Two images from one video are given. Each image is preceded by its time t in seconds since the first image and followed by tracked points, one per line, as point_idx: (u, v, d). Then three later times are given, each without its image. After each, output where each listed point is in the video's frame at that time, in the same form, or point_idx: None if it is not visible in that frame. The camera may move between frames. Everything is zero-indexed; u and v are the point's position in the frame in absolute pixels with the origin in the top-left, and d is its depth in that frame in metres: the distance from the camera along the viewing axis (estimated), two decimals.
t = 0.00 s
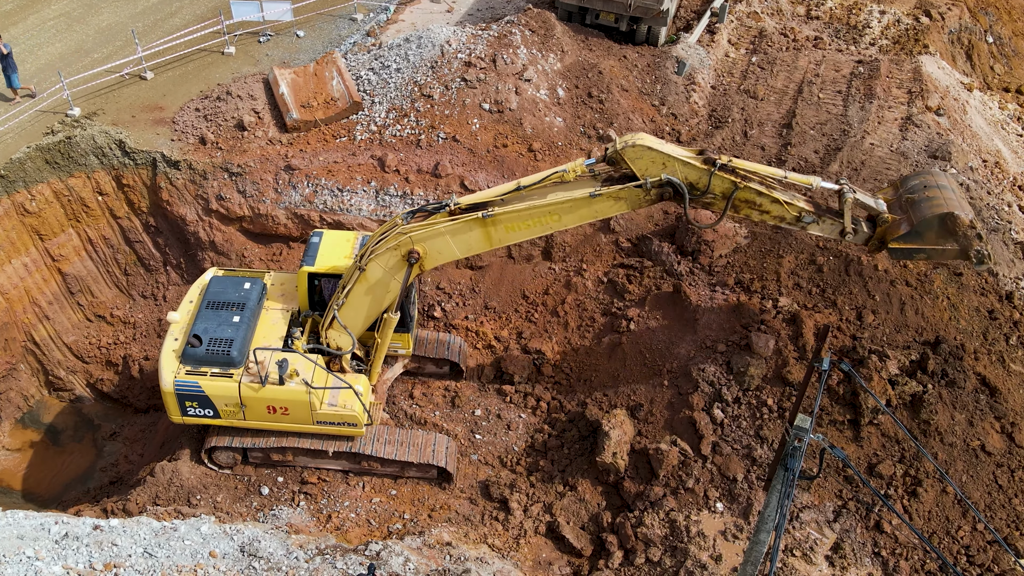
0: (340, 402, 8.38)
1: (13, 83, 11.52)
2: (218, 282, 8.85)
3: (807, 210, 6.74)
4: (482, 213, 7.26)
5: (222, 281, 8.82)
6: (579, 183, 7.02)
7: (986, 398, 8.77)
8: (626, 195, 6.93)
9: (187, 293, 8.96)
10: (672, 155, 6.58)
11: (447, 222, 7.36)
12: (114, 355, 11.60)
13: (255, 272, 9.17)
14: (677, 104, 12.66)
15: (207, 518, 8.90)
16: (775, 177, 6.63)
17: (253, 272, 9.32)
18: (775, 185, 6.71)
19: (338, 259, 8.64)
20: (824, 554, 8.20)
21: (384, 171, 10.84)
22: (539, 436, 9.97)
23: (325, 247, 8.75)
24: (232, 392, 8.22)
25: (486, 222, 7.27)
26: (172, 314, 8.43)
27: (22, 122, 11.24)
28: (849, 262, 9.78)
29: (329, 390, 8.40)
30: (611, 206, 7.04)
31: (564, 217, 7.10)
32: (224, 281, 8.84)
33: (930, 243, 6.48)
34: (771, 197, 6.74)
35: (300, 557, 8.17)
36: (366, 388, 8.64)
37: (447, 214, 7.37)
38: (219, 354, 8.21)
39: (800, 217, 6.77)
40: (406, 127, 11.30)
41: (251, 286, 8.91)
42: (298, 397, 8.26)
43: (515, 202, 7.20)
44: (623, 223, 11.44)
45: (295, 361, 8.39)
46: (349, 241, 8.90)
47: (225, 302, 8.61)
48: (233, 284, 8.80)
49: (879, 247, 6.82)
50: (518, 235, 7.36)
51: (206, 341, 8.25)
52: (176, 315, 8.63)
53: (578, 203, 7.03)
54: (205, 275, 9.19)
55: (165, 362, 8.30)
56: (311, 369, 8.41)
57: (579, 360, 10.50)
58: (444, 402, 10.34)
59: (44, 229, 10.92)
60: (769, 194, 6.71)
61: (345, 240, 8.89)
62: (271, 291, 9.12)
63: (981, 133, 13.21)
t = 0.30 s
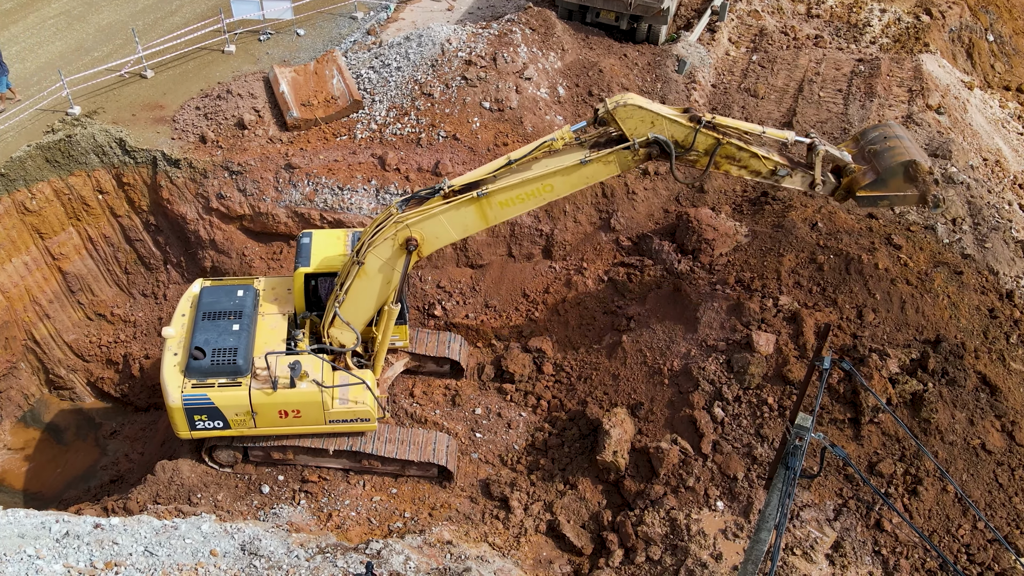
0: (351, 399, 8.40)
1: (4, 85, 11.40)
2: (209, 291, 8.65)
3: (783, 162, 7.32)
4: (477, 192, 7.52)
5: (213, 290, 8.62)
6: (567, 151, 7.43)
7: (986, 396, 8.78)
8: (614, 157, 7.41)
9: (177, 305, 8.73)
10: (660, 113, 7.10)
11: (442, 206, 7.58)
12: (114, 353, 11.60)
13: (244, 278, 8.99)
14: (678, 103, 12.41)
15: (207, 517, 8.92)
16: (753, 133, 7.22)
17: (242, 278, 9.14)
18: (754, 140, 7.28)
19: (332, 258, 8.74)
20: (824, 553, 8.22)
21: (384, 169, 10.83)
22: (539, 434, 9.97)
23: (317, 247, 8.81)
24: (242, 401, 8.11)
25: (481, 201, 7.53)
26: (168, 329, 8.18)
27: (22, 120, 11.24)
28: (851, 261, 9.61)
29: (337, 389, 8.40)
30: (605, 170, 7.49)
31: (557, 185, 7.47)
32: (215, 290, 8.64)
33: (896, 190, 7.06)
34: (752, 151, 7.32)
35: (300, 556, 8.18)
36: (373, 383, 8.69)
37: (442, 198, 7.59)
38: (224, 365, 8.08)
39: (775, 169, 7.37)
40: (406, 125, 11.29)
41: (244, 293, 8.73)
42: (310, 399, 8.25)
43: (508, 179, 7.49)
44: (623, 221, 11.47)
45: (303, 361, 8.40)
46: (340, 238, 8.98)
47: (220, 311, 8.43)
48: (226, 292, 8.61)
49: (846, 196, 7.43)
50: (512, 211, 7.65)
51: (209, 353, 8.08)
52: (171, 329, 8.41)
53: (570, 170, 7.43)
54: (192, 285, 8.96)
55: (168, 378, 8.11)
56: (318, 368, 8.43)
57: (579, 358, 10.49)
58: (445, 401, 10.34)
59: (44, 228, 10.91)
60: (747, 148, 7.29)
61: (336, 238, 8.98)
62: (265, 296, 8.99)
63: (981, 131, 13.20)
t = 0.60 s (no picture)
0: (363, 396, 8.37)
1: None
2: (202, 305, 8.50)
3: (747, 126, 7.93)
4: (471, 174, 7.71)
5: (206, 303, 8.48)
6: (554, 125, 7.72)
7: (986, 396, 8.77)
8: (600, 126, 7.73)
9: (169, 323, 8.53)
10: (644, 79, 7.60)
11: (438, 191, 7.72)
12: (114, 353, 11.59)
13: (234, 288, 8.87)
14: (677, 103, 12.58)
15: (208, 517, 8.94)
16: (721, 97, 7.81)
17: (231, 290, 9.01)
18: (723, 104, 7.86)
19: (326, 259, 8.77)
20: (824, 553, 8.21)
21: (384, 169, 10.83)
22: (539, 434, 9.97)
23: (308, 249, 8.80)
24: (255, 410, 7.98)
25: (476, 182, 7.72)
26: (167, 347, 7.97)
27: (22, 120, 11.24)
28: (851, 261, 9.61)
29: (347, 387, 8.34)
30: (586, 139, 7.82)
31: (548, 158, 7.74)
32: (208, 303, 8.49)
33: (849, 147, 7.83)
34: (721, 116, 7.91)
35: (300, 556, 8.18)
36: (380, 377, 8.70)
37: (437, 184, 7.72)
38: (232, 375, 7.94)
39: (743, 132, 7.96)
40: (406, 125, 11.28)
41: (238, 303, 8.60)
42: (323, 400, 8.17)
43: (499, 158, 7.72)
44: (623, 221, 11.19)
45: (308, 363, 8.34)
46: (329, 238, 8.99)
47: (218, 323, 8.29)
48: (220, 304, 8.48)
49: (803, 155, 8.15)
50: (505, 189, 7.87)
51: (214, 365, 7.92)
52: (168, 347, 8.21)
53: (558, 143, 7.72)
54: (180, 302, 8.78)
55: (176, 397, 7.91)
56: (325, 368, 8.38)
57: (580, 358, 10.47)
58: (445, 401, 10.33)
59: (44, 228, 10.91)
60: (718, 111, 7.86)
61: (325, 237, 9.00)
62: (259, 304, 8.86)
63: (981, 131, 13.21)
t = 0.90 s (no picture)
0: (374, 391, 8.41)
1: None
2: (197, 320, 8.35)
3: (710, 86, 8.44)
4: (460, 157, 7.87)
5: (202, 317, 8.34)
6: (535, 100, 7.98)
7: (987, 396, 8.78)
8: (579, 97, 8.08)
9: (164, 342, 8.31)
10: (619, 45, 7.98)
11: (430, 178, 7.83)
12: (114, 353, 11.57)
13: (225, 299, 8.74)
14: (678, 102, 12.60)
15: (208, 516, 8.98)
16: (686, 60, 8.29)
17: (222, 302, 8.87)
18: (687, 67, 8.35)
19: (319, 259, 8.47)
20: (825, 552, 8.22)
21: (385, 169, 10.83)
22: (540, 433, 9.97)
23: (300, 251, 8.51)
24: (272, 417, 7.85)
25: (466, 165, 7.90)
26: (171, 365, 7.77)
27: (23, 119, 11.24)
28: (851, 261, 9.62)
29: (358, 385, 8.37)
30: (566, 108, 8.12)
31: (533, 133, 8.02)
32: (204, 317, 8.36)
33: (803, 102, 8.41)
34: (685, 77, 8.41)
35: (301, 555, 8.18)
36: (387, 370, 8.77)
37: (428, 171, 7.81)
38: (245, 385, 7.80)
39: (707, 93, 8.46)
40: (407, 125, 11.26)
41: (234, 314, 8.48)
42: (339, 400, 8.14)
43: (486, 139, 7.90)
44: (625, 221, 11.23)
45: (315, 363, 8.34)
46: (320, 238, 8.72)
47: (218, 336, 8.15)
48: (216, 316, 8.37)
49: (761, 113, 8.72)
50: (494, 168, 8.08)
51: (224, 377, 7.77)
52: (170, 366, 7.99)
53: (542, 117, 8.01)
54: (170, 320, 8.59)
55: (189, 414, 7.68)
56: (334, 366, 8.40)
57: (580, 358, 10.46)
58: (446, 400, 10.32)
59: (45, 227, 10.92)
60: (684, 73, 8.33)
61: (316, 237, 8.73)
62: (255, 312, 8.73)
63: (982, 131, 13.22)
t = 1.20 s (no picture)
0: (395, 384, 8.47)
1: None
2: (207, 333, 8.25)
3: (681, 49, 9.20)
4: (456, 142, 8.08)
5: (212, 329, 8.26)
6: (521, 79, 8.29)
7: (1002, 404, 8.73)
8: (563, 70, 8.41)
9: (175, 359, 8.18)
10: (598, 14, 8.47)
11: (429, 168, 8.03)
12: (128, 349, 11.65)
13: (231, 309, 8.66)
14: (694, 104, 12.50)
15: (219, 513, 9.02)
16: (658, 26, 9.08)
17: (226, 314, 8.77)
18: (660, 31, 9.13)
19: (325, 261, 8.43)
20: (837, 559, 8.18)
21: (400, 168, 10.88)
22: (551, 435, 9.96)
23: (304, 253, 8.45)
24: (301, 422, 7.83)
25: (462, 149, 8.09)
26: (192, 382, 7.69)
27: (40, 115, 11.32)
28: (866, 266, 9.57)
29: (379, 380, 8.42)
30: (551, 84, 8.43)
31: (522, 111, 8.30)
32: (214, 329, 8.28)
33: (768, 52, 9.86)
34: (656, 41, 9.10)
35: (311, 553, 8.20)
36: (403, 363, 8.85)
37: (426, 161, 8.03)
38: (271, 392, 7.77)
39: (680, 53, 9.21)
40: (422, 125, 11.23)
41: (244, 323, 8.44)
42: (364, 396, 8.16)
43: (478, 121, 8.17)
44: (638, 223, 11.23)
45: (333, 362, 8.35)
46: (321, 239, 8.68)
47: (234, 347, 8.10)
48: (226, 327, 8.30)
49: (731, 70, 9.97)
50: (489, 150, 8.32)
51: (249, 386, 7.72)
52: (189, 383, 7.87)
53: (529, 93, 8.31)
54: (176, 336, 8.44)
55: (218, 428, 7.58)
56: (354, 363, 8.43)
57: (592, 359, 10.44)
58: (457, 401, 10.33)
59: (61, 223, 11.00)
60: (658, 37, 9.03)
61: (318, 238, 8.68)
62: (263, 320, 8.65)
63: (1001, 137, 13.13)
